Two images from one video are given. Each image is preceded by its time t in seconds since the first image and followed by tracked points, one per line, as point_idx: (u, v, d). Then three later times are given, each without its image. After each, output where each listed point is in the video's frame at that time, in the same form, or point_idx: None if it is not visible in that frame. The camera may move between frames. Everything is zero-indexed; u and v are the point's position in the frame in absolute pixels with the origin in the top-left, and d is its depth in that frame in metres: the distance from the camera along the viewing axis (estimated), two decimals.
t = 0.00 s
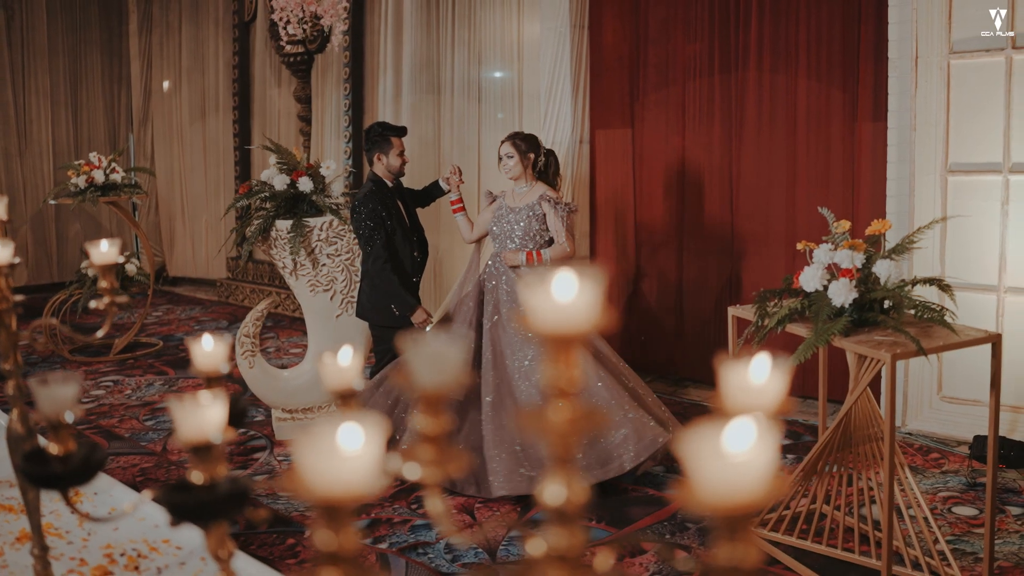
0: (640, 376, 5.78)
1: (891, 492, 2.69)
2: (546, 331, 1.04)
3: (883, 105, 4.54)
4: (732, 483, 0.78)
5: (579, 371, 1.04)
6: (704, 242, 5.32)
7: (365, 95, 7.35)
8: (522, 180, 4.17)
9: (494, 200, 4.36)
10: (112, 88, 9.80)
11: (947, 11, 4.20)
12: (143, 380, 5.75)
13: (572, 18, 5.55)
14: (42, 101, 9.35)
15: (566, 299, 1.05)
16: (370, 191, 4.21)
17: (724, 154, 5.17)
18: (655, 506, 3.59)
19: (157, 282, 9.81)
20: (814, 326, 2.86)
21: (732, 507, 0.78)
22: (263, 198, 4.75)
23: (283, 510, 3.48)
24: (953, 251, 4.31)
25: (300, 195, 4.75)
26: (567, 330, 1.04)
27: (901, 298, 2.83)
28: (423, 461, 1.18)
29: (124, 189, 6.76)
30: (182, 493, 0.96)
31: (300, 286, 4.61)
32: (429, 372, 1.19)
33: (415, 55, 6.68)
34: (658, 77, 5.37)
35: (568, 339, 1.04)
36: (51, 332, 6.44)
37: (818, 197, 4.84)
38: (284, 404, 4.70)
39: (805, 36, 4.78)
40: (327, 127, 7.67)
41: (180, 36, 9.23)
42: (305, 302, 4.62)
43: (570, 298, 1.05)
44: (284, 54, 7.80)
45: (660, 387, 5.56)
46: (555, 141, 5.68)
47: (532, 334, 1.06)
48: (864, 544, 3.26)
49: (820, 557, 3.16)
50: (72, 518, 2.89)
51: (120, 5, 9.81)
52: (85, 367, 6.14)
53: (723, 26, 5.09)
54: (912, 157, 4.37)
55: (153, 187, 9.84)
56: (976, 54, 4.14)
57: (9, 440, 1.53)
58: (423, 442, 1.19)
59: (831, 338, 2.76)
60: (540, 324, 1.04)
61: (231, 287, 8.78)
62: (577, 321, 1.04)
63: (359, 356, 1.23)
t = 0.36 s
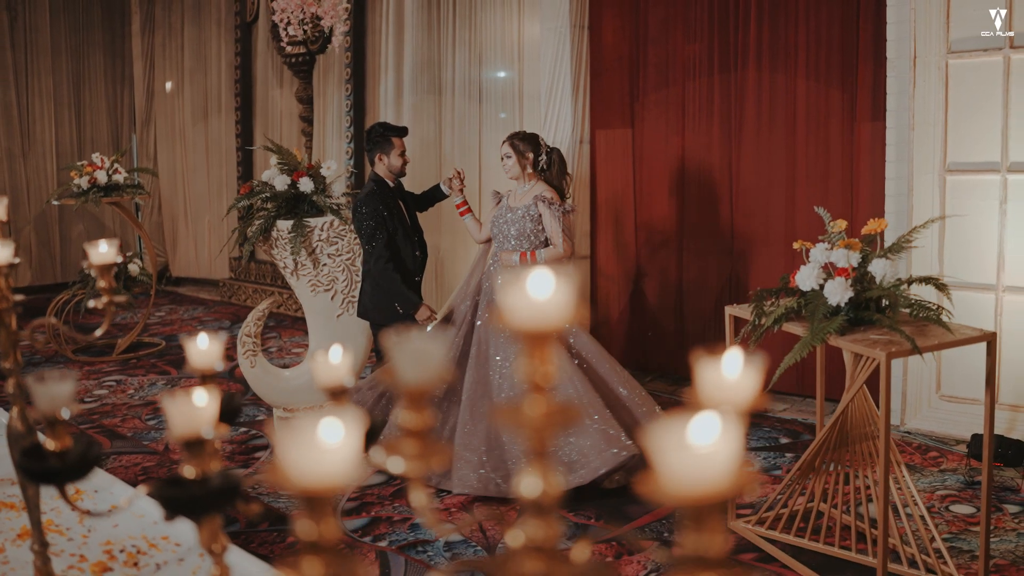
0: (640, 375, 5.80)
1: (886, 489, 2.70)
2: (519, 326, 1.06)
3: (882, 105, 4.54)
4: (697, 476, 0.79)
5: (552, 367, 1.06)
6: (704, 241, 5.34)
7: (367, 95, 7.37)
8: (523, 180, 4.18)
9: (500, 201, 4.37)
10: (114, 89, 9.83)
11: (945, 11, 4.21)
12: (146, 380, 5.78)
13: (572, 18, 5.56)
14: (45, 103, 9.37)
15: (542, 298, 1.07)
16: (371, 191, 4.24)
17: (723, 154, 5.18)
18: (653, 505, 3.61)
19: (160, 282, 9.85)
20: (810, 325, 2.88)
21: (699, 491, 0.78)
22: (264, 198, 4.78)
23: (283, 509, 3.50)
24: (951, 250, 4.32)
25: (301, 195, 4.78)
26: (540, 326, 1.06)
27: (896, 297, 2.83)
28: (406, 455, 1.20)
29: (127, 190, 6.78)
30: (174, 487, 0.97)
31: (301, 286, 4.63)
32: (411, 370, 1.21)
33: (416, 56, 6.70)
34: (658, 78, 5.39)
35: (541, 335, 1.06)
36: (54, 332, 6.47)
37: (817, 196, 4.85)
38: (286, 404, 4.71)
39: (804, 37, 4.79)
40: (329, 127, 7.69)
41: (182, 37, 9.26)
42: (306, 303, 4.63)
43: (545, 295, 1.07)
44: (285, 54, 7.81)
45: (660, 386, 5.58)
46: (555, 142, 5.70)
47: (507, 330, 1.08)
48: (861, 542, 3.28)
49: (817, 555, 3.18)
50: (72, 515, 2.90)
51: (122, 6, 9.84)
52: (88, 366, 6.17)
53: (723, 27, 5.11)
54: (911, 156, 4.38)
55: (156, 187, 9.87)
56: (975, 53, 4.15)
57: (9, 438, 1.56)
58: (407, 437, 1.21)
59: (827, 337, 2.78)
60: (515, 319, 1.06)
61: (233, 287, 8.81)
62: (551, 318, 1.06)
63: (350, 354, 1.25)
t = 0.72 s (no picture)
0: (638, 374, 5.81)
1: (878, 488, 2.73)
2: (494, 323, 1.09)
3: (878, 105, 4.56)
4: (661, 470, 0.85)
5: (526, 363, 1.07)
6: (701, 241, 5.35)
7: (366, 95, 7.39)
8: (519, 180, 4.20)
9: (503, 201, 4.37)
10: (115, 89, 9.86)
11: (941, 11, 4.23)
12: (146, 379, 5.81)
13: (570, 19, 5.58)
14: (47, 104, 9.39)
15: (515, 295, 1.11)
16: (371, 190, 4.25)
17: (721, 154, 5.20)
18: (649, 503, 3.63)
19: (161, 282, 9.88)
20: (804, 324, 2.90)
21: (665, 484, 0.84)
22: (263, 198, 4.81)
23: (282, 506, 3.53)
24: (947, 250, 4.33)
25: (300, 195, 4.81)
26: (514, 324, 1.08)
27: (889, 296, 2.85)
28: (388, 450, 1.22)
29: (127, 190, 6.80)
30: (164, 481, 0.99)
31: (300, 285, 4.67)
32: (396, 366, 1.24)
33: (416, 55, 6.72)
34: (656, 78, 5.40)
35: (514, 332, 1.08)
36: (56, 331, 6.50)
37: (814, 196, 4.86)
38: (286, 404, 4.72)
39: (801, 38, 4.81)
40: (329, 127, 7.72)
41: (183, 36, 9.28)
42: (305, 302, 4.67)
43: (519, 294, 1.11)
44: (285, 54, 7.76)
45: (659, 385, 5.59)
46: (554, 142, 5.71)
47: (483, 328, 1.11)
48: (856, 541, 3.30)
49: (811, 554, 3.20)
50: (70, 512, 2.91)
51: (123, 6, 9.86)
52: (89, 366, 6.20)
53: (720, 27, 5.12)
54: (907, 156, 4.40)
55: (157, 187, 9.89)
56: (971, 54, 4.16)
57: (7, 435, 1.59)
58: (389, 433, 1.23)
59: (821, 336, 2.80)
60: (489, 317, 1.09)
61: (234, 286, 8.83)
62: (523, 315, 1.09)
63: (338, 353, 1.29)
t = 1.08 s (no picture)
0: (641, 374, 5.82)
1: (875, 489, 2.74)
2: (478, 321, 1.15)
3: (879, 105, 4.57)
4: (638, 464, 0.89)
5: (507, 357, 1.13)
6: (703, 242, 5.36)
7: (370, 95, 7.42)
8: (519, 181, 4.21)
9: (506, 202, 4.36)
10: (121, 89, 9.90)
11: (942, 11, 4.24)
12: (151, 378, 5.84)
13: (572, 20, 5.59)
14: (52, 104, 9.43)
15: (495, 292, 1.18)
16: (376, 190, 4.28)
17: (723, 154, 5.20)
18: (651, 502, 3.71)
19: (166, 281, 9.92)
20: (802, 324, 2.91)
21: (638, 477, 0.88)
22: (266, 198, 4.83)
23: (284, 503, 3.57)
24: (948, 250, 4.33)
25: (302, 195, 4.83)
26: (494, 320, 1.15)
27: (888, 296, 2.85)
28: (376, 444, 1.25)
29: (132, 189, 6.83)
30: (160, 475, 1.03)
31: (303, 285, 4.69)
32: (384, 362, 1.27)
33: (420, 56, 6.74)
34: (658, 78, 5.41)
35: (497, 326, 1.14)
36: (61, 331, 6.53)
37: (816, 197, 4.87)
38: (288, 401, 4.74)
39: (802, 38, 4.82)
40: (333, 127, 7.74)
41: (188, 36, 9.32)
42: (307, 301, 4.69)
43: (499, 294, 1.18)
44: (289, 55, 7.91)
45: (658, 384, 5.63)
46: (556, 143, 5.74)
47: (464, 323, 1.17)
48: (855, 540, 3.31)
49: (811, 552, 3.21)
50: (72, 508, 2.93)
51: (129, 6, 9.90)
52: (94, 364, 6.23)
53: (722, 28, 5.13)
54: (908, 157, 4.40)
55: (162, 187, 9.93)
56: (972, 54, 4.17)
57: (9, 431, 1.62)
58: (377, 427, 1.26)
59: (819, 336, 2.81)
60: (472, 315, 1.16)
61: (238, 286, 8.86)
62: (503, 310, 1.16)
63: (331, 351, 1.39)
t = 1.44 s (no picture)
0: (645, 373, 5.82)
1: (874, 486, 2.76)
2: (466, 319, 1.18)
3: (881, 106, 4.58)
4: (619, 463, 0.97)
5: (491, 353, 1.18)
6: (707, 241, 5.37)
7: (375, 95, 7.45)
8: (518, 181, 4.22)
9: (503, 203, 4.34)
10: (127, 89, 9.94)
11: (944, 11, 4.24)
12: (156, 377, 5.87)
13: (576, 19, 5.60)
14: (59, 104, 9.48)
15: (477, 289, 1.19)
16: (381, 190, 4.30)
17: (726, 154, 5.21)
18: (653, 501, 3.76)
19: (172, 281, 9.96)
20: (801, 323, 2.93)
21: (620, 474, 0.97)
22: (270, 198, 4.86)
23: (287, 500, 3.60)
24: (950, 249, 4.34)
25: (306, 195, 4.84)
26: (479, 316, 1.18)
27: (886, 296, 2.87)
28: (366, 438, 1.31)
29: (138, 189, 6.87)
30: (156, 467, 1.11)
31: (308, 284, 4.73)
32: (374, 360, 1.30)
33: (425, 56, 6.76)
34: (661, 78, 5.42)
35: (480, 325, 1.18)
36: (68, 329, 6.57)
37: (818, 197, 4.87)
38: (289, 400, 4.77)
39: (805, 38, 4.82)
40: (338, 127, 7.76)
41: (194, 36, 9.35)
42: (312, 300, 4.73)
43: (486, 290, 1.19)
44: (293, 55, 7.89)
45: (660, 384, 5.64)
46: (560, 142, 5.75)
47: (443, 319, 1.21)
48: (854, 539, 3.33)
49: (811, 551, 3.22)
50: (76, 503, 2.96)
51: (135, 6, 9.93)
52: (100, 363, 6.26)
53: (725, 29, 5.14)
54: (910, 157, 4.41)
55: (168, 187, 9.97)
56: (974, 55, 4.18)
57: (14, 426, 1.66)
58: (367, 421, 1.32)
59: (818, 335, 2.83)
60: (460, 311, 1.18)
61: (244, 285, 8.89)
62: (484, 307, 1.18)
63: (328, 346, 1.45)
